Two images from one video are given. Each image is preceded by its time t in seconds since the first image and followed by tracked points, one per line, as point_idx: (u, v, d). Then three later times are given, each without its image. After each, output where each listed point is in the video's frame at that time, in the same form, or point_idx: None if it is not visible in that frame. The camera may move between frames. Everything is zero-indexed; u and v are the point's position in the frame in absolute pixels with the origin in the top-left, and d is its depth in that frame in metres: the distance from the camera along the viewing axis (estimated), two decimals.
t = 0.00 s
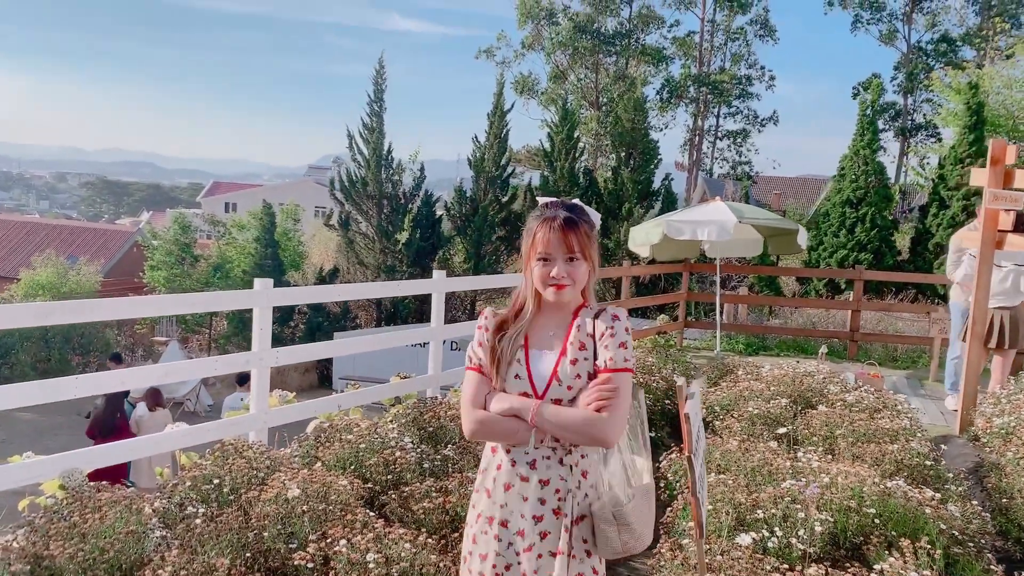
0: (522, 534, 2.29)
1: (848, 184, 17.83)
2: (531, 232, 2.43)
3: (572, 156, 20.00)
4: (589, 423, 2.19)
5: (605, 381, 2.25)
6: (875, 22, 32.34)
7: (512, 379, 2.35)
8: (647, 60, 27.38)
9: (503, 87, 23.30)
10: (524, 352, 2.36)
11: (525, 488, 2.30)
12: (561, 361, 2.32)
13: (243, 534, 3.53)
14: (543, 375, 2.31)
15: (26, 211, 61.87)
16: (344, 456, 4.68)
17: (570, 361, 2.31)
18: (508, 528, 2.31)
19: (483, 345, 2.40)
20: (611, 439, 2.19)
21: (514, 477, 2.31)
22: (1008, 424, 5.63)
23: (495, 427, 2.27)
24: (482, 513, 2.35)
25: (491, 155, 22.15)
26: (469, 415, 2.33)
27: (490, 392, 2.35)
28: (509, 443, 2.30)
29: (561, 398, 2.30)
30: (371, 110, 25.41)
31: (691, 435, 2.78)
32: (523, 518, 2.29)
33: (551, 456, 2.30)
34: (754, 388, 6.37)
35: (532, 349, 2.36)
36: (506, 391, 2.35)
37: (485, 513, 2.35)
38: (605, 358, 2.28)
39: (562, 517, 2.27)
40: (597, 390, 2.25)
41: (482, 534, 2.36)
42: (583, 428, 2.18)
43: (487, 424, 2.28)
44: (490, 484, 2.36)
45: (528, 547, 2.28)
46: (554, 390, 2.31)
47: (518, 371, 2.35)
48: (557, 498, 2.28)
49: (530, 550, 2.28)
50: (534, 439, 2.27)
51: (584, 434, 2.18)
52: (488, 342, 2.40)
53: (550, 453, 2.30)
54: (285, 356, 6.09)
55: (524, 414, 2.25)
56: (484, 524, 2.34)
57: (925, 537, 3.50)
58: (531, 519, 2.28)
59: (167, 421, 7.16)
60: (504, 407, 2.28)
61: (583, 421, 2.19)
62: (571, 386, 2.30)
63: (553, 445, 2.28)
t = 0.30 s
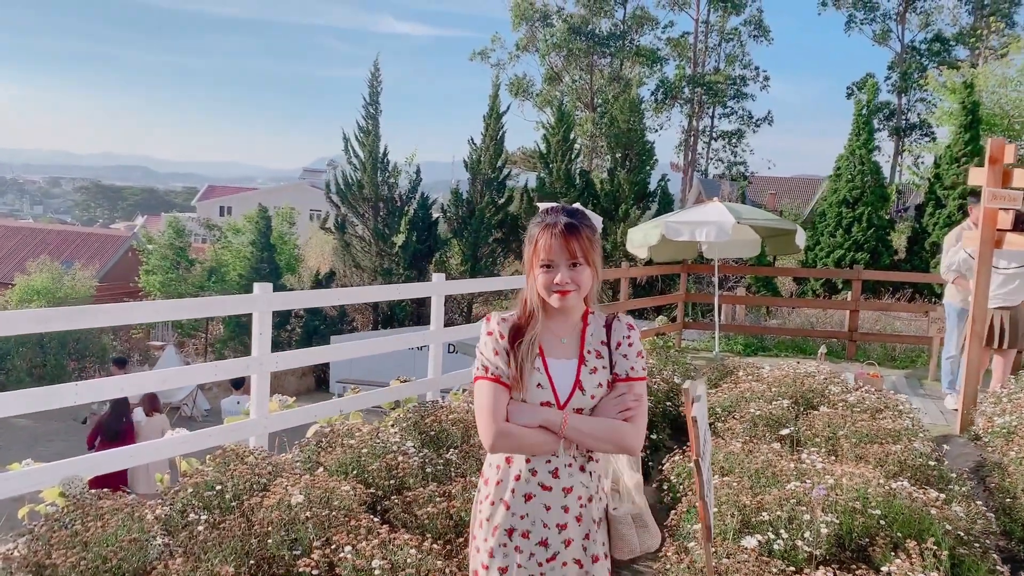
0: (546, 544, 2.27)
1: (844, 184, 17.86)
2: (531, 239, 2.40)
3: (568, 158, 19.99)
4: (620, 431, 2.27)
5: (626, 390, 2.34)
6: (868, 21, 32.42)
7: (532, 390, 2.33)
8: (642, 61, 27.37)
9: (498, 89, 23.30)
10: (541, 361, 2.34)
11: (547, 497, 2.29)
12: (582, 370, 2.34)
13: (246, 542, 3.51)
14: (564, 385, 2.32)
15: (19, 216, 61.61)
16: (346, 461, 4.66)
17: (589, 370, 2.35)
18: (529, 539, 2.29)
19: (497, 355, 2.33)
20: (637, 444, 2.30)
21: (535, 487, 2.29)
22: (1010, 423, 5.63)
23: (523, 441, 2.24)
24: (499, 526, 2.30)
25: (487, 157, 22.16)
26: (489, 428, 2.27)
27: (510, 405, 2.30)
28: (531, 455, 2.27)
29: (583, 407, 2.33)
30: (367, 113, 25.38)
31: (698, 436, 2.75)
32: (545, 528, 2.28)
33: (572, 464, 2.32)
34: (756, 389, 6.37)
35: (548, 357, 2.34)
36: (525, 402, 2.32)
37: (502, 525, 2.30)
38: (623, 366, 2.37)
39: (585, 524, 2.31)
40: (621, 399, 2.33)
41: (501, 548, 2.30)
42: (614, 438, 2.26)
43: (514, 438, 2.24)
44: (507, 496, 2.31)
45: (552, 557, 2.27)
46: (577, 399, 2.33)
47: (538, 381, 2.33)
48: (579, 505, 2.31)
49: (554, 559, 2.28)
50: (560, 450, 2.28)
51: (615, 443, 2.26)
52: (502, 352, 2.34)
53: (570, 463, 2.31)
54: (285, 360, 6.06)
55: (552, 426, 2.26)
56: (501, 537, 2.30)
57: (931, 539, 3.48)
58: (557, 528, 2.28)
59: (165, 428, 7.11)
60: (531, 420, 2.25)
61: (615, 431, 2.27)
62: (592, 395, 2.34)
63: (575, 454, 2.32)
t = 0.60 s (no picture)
0: (557, 539, 2.26)
1: (836, 178, 17.91)
2: (531, 237, 2.39)
3: (561, 154, 19.95)
4: (628, 429, 2.30)
5: (632, 387, 2.36)
6: (859, 16, 32.52)
7: (541, 387, 2.31)
8: (634, 57, 27.37)
9: (491, 86, 23.27)
10: (549, 358, 2.33)
11: (557, 494, 2.28)
12: (589, 368, 2.35)
13: (244, 542, 3.49)
14: (575, 382, 2.32)
15: (10, 216, 61.24)
16: (344, 458, 4.64)
17: (595, 367, 2.36)
18: (540, 534, 2.26)
19: (508, 353, 2.30)
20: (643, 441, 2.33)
21: (544, 484, 2.28)
22: (1005, 416, 5.65)
23: (536, 439, 2.21)
24: (508, 525, 2.27)
25: (480, 154, 22.15)
26: (500, 427, 2.23)
27: (522, 404, 2.26)
28: (541, 452, 2.25)
29: (592, 404, 2.33)
30: (359, 110, 25.32)
31: (697, 433, 2.76)
32: (555, 524, 2.26)
33: (580, 461, 2.33)
34: (752, 383, 6.38)
35: (556, 355, 2.34)
36: (536, 400, 2.29)
37: (512, 523, 2.27)
38: (627, 364, 2.39)
39: (593, 519, 2.32)
40: (627, 396, 2.35)
41: (511, 545, 2.27)
42: (623, 435, 2.29)
43: (527, 437, 2.21)
44: (515, 493, 2.28)
45: (563, 552, 2.26)
46: (585, 396, 2.32)
47: (548, 378, 2.32)
48: (587, 500, 2.32)
49: (565, 554, 2.27)
50: (570, 447, 2.28)
51: (625, 440, 2.29)
52: (512, 349, 2.31)
53: (578, 459, 2.32)
54: (281, 357, 6.04)
55: (565, 424, 2.24)
56: (511, 535, 2.26)
57: (931, 532, 3.49)
58: (568, 522, 2.28)
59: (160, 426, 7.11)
60: (543, 418, 2.23)
61: (623, 429, 2.29)
62: (597, 393, 2.35)
63: (582, 450, 2.33)
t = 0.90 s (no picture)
0: (549, 526, 2.27)
1: (827, 167, 17.94)
2: (528, 223, 2.38)
3: (552, 144, 19.91)
4: (621, 420, 2.30)
5: (627, 377, 2.37)
6: (849, 6, 32.56)
7: (537, 374, 2.31)
8: (624, 47, 27.33)
9: (481, 76, 23.18)
10: (545, 346, 2.32)
11: (551, 480, 2.29)
12: (584, 357, 2.35)
13: (238, 533, 3.48)
14: (570, 371, 2.32)
15: None
16: (338, 450, 4.64)
17: (591, 357, 2.36)
18: (532, 521, 2.27)
19: (504, 339, 2.29)
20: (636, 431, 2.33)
21: (537, 471, 2.28)
22: (996, 402, 5.69)
23: (530, 425, 2.21)
24: (501, 510, 2.28)
25: (471, 145, 22.10)
26: (494, 413, 2.23)
27: (517, 391, 2.26)
28: (534, 439, 2.25)
29: (586, 393, 2.34)
30: (349, 101, 25.19)
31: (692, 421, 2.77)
32: (548, 510, 2.27)
33: (573, 448, 2.32)
34: (746, 372, 6.40)
35: (552, 343, 2.33)
36: (531, 387, 2.29)
37: (506, 509, 2.27)
38: (623, 354, 2.40)
39: (587, 506, 2.33)
40: (622, 385, 2.36)
41: (504, 531, 2.28)
42: (617, 426, 2.29)
43: (521, 423, 2.21)
44: (509, 480, 2.28)
45: (556, 538, 2.27)
46: (580, 385, 2.33)
47: (543, 366, 2.31)
48: (580, 487, 2.32)
49: (558, 540, 2.27)
50: (563, 435, 2.28)
51: (619, 429, 2.30)
52: (508, 336, 2.30)
53: (572, 446, 2.32)
54: (274, 349, 6.01)
55: (559, 412, 2.24)
56: (504, 521, 2.27)
57: (925, 518, 3.52)
58: (561, 508, 2.28)
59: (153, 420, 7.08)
60: (538, 405, 2.23)
61: (617, 419, 2.30)
62: (593, 382, 2.35)
63: (575, 438, 2.33)
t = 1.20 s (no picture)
0: (527, 509, 2.25)
1: (818, 151, 17.95)
2: (514, 205, 2.38)
3: (543, 129, 19.82)
4: (605, 407, 2.26)
5: (617, 367, 2.33)
6: None
7: (522, 358, 2.32)
8: (615, 31, 27.23)
9: (471, 60, 23.02)
10: (533, 330, 2.32)
11: (531, 464, 2.28)
12: (572, 344, 2.33)
13: (232, 518, 3.48)
14: (556, 355, 2.31)
15: None
16: (331, 435, 4.63)
17: (579, 343, 2.34)
18: (511, 503, 2.27)
19: (489, 321, 2.33)
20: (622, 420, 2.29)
21: (518, 453, 2.28)
22: (987, 383, 5.74)
23: (509, 406, 2.23)
24: (481, 488, 2.29)
25: (462, 130, 21.99)
26: (476, 392, 2.26)
27: (499, 372, 2.28)
28: (515, 421, 2.26)
29: (572, 378, 2.32)
30: (339, 86, 25.00)
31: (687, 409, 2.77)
32: (527, 493, 2.26)
33: (556, 433, 2.30)
34: (738, 355, 6.42)
35: (541, 328, 2.33)
36: (515, 369, 2.30)
37: (485, 488, 2.28)
38: (614, 344, 2.36)
39: (568, 492, 2.29)
40: (610, 375, 2.32)
41: (483, 510, 2.29)
42: (599, 413, 2.26)
43: (500, 403, 2.23)
44: (491, 459, 2.30)
45: (535, 522, 2.25)
46: (565, 370, 2.31)
47: (529, 350, 2.32)
48: (561, 473, 2.29)
49: (536, 524, 2.25)
50: (545, 418, 2.27)
51: (601, 418, 2.26)
52: (494, 318, 2.33)
53: (553, 431, 2.30)
54: (267, 335, 5.99)
55: (539, 395, 2.24)
56: (483, 499, 2.28)
57: (916, 498, 3.54)
58: (539, 492, 2.26)
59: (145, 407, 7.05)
60: (518, 386, 2.24)
61: (599, 406, 2.26)
62: (581, 368, 2.33)
63: (559, 423, 2.31)
